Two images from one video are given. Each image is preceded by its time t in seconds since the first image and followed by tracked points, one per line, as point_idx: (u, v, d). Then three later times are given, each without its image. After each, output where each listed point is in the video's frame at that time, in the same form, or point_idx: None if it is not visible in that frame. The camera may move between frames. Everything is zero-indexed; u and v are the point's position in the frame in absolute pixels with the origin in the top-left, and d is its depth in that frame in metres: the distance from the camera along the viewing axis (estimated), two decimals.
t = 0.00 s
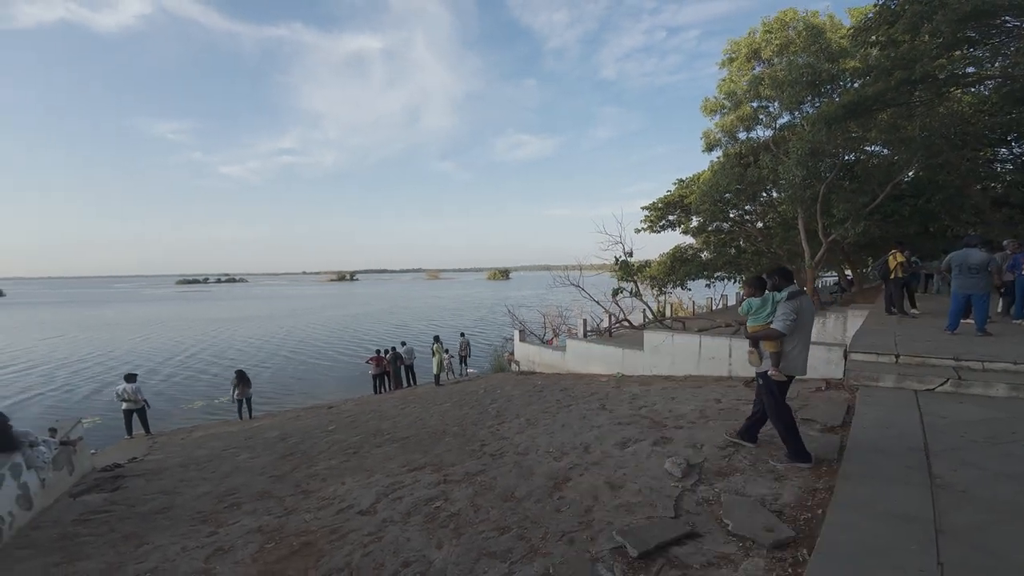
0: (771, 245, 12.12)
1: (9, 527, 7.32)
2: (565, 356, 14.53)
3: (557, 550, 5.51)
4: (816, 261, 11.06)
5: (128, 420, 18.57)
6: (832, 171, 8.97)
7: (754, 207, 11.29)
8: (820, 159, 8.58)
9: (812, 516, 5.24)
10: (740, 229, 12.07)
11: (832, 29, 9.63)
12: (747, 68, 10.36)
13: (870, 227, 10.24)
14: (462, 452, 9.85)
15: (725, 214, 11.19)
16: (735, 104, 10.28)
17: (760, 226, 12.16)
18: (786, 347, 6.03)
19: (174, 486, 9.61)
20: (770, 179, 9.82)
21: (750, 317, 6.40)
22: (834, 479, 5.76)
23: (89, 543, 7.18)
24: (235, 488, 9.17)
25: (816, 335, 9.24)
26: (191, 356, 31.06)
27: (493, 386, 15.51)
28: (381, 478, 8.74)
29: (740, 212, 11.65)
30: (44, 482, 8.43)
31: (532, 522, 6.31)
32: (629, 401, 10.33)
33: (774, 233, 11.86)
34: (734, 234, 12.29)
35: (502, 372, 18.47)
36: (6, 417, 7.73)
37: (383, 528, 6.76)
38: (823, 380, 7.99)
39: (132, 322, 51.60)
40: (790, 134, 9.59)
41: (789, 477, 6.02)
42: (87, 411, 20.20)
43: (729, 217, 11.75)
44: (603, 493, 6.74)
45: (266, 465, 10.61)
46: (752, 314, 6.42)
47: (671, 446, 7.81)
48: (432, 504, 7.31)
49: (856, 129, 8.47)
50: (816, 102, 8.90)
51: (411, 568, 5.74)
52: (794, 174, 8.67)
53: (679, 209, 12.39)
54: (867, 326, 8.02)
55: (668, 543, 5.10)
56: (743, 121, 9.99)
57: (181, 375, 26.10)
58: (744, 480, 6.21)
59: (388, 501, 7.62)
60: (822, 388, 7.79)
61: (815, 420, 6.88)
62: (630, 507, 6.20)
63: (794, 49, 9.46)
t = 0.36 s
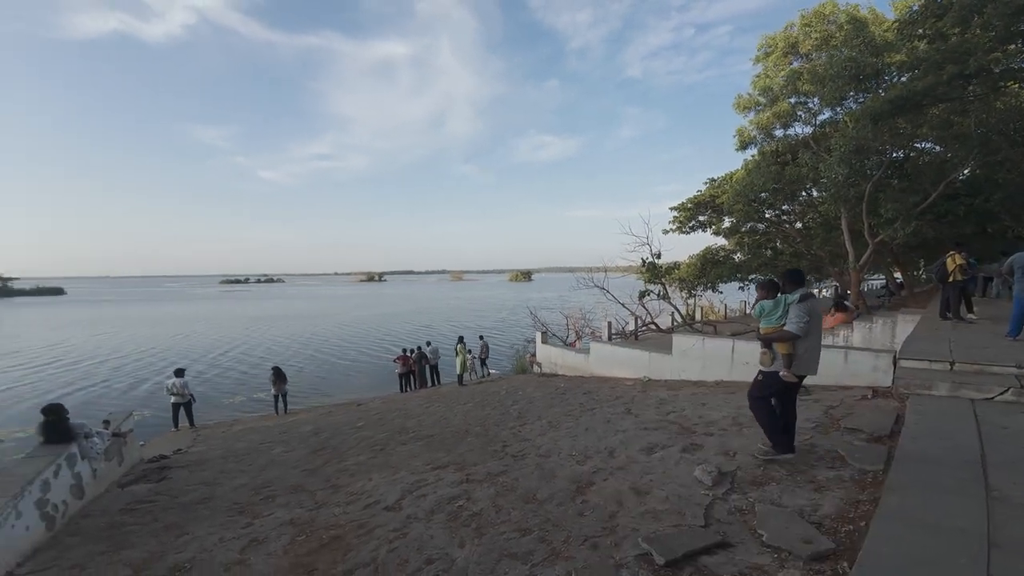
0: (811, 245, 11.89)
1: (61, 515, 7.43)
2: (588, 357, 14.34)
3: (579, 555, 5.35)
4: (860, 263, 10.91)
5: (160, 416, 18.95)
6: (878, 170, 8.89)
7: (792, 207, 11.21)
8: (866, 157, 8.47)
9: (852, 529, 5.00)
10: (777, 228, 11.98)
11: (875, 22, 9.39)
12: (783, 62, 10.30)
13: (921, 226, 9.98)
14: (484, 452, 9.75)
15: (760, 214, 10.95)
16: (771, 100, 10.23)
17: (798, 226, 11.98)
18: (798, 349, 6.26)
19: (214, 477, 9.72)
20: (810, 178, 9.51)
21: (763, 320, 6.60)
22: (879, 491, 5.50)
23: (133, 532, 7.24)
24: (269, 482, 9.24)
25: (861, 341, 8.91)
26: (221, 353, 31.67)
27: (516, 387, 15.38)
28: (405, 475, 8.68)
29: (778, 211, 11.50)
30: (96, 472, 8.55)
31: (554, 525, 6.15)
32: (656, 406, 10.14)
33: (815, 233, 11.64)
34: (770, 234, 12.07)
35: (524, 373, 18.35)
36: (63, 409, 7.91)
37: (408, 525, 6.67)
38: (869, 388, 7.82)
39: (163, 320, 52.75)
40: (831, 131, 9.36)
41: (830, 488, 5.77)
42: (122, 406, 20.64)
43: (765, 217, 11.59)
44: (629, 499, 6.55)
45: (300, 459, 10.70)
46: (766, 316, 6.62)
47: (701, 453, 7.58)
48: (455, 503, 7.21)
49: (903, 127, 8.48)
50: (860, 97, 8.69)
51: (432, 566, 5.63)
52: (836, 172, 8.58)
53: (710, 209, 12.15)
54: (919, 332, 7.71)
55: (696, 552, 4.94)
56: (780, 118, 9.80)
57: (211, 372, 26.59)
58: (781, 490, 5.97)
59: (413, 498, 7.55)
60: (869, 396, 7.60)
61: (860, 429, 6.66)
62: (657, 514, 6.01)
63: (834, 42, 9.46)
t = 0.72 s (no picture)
0: (874, 246, 11.35)
1: (132, 503, 7.77)
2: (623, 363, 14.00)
3: (612, 564, 5.10)
4: (932, 266, 10.36)
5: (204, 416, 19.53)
6: (950, 167, 8.35)
7: (852, 207, 10.83)
8: (935, 153, 7.98)
9: (916, 549, 4.59)
10: (835, 229, 11.60)
11: (938, 12, 9.04)
12: (837, 55, 10.28)
13: (1002, 226, 9.34)
14: (515, 455, 9.56)
15: (816, 213, 10.47)
16: (824, 94, 9.89)
17: (859, 226, 11.52)
18: (821, 359, 6.09)
19: (266, 469, 9.97)
20: (873, 174, 9.14)
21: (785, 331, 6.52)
22: (949, 509, 5.09)
23: (194, 522, 7.46)
24: (316, 475, 9.36)
25: (932, 351, 8.38)
26: (263, 354, 32.45)
27: (548, 392, 15.10)
28: (439, 475, 8.55)
29: (835, 211, 11.07)
30: (163, 462, 8.99)
31: (586, 532, 5.90)
32: (697, 415, 9.78)
33: (879, 234, 10.99)
34: (827, 234, 11.66)
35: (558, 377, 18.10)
36: (139, 403, 8.56)
37: (441, 524, 6.51)
38: (940, 399, 7.46)
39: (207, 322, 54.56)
40: (894, 125, 8.91)
41: (892, 505, 5.37)
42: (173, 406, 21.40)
43: (821, 217, 11.19)
44: (667, 510, 6.23)
45: (344, 454, 10.79)
46: (788, 327, 6.53)
47: (748, 466, 7.20)
48: (486, 504, 7.03)
49: (976, 121, 8.02)
50: (925, 90, 8.24)
51: (463, 567, 5.45)
52: (902, 168, 8.12)
53: (757, 209, 11.72)
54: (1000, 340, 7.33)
55: (739, 567, 4.67)
56: (835, 112, 9.41)
57: (254, 372, 27.31)
58: (836, 506, 5.58)
59: (447, 498, 7.40)
60: (941, 408, 7.20)
61: (931, 444, 6.28)
62: (697, 526, 5.69)
63: (892, 34, 9.46)
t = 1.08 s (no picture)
0: (961, 248, 10.66)
1: (202, 494, 8.12)
2: (668, 371, 13.43)
3: None
4: None
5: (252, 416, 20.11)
6: None
7: (934, 206, 10.07)
8: None
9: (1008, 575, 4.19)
10: (915, 229, 10.85)
11: None
12: (907, 46, 9.75)
13: None
14: (553, 463, 9.21)
15: (892, 213, 9.79)
16: (896, 88, 9.54)
17: (942, 227, 10.85)
18: (849, 373, 5.81)
19: (320, 465, 10.37)
20: (959, 171, 8.39)
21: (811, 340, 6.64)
22: None
23: (257, 513, 7.70)
24: (365, 472, 9.60)
25: None
26: (307, 360, 33.18)
27: (588, 400, 14.67)
28: (478, 479, 8.46)
29: (914, 210, 10.39)
30: (232, 456, 9.60)
31: (629, 545, 5.53)
32: (754, 429, 9.24)
33: (966, 235, 10.27)
34: (904, 236, 10.94)
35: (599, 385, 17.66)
36: (214, 399, 9.17)
37: (480, 528, 6.34)
38: None
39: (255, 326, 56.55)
40: (980, 118, 8.48)
41: (978, 528, 4.93)
42: (231, 409, 22.22)
43: (898, 216, 10.47)
44: (720, 528, 5.76)
45: (390, 453, 11.08)
46: (814, 336, 6.63)
47: (811, 484, 6.65)
48: (524, 511, 6.78)
49: None
50: (1011, 81, 7.86)
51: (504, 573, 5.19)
52: (991, 165, 7.67)
53: (821, 209, 11.22)
54: None
55: None
56: (910, 105, 9.14)
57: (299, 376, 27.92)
58: (915, 528, 5.09)
59: (485, 502, 7.25)
60: None
61: None
62: (754, 545, 5.23)
63: (967, 24, 8.79)
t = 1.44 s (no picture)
0: None
1: (267, 488, 8.54)
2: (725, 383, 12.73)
3: None
4: None
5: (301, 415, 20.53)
6: None
7: None
8: None
9: None
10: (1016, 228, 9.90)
11: None
12: (990, 35, 9.08)
13: None
14: (597, 474, 8.79)
15: (988, 212, 9.00)
16: (984, 78, 8.90)
17: None
18: (904, 392, 5.30)
19: (370, 464, 10.60)
20: None
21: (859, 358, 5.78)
22: None
23: (313, 509, 8.08)
24: (410, 473, 9.78)
25: None
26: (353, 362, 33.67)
27: (637, 409, 14.12)
28: (518, 485, 8.46)
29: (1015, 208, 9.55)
30: (293, 452, 10.05)
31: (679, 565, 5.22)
32: (825, 447, 8.54)
33: None
34: (1004, 236, 9.90)
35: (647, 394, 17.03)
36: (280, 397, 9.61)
37: (519, 535, 6.38)
38: None
39: (303, 330, 57.94)
40: None
41: None
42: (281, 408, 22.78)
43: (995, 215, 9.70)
44: (784, 549, 5.28)
45: (433, 455, 11.12)
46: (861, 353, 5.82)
47: (893, 507, 5.89)
48: (565, 522, 6.68)
49: None
50: None
51: None
52: None
53: (901, 209, 10.49)
54: None
55: None
56: (1002, 96, 8.46)
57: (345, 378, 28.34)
58: (1012, 552, 4.59)
59: (524, 510, 7.26)
60: None
61: None
62: (823, 569, 4.77)
63: None
